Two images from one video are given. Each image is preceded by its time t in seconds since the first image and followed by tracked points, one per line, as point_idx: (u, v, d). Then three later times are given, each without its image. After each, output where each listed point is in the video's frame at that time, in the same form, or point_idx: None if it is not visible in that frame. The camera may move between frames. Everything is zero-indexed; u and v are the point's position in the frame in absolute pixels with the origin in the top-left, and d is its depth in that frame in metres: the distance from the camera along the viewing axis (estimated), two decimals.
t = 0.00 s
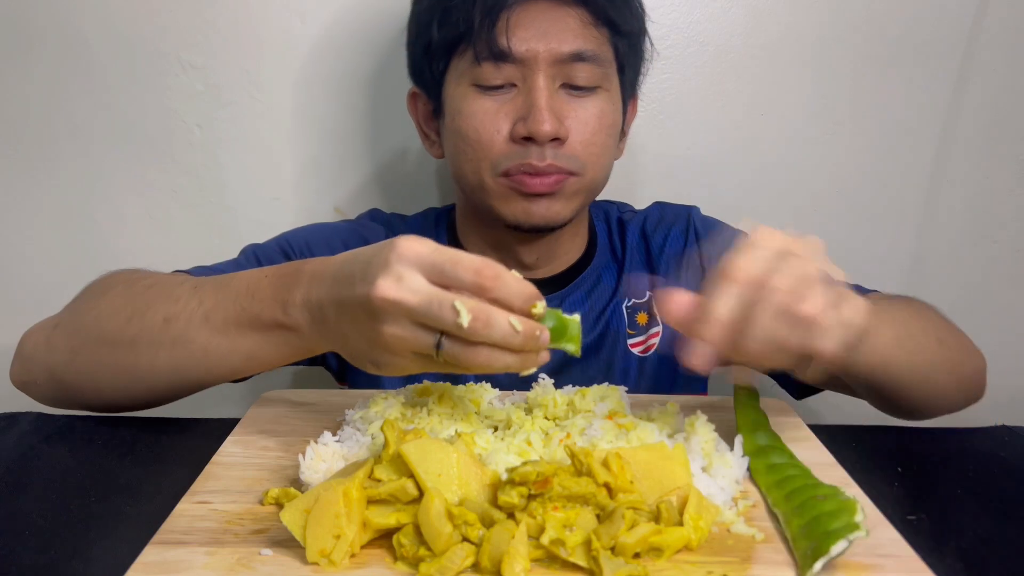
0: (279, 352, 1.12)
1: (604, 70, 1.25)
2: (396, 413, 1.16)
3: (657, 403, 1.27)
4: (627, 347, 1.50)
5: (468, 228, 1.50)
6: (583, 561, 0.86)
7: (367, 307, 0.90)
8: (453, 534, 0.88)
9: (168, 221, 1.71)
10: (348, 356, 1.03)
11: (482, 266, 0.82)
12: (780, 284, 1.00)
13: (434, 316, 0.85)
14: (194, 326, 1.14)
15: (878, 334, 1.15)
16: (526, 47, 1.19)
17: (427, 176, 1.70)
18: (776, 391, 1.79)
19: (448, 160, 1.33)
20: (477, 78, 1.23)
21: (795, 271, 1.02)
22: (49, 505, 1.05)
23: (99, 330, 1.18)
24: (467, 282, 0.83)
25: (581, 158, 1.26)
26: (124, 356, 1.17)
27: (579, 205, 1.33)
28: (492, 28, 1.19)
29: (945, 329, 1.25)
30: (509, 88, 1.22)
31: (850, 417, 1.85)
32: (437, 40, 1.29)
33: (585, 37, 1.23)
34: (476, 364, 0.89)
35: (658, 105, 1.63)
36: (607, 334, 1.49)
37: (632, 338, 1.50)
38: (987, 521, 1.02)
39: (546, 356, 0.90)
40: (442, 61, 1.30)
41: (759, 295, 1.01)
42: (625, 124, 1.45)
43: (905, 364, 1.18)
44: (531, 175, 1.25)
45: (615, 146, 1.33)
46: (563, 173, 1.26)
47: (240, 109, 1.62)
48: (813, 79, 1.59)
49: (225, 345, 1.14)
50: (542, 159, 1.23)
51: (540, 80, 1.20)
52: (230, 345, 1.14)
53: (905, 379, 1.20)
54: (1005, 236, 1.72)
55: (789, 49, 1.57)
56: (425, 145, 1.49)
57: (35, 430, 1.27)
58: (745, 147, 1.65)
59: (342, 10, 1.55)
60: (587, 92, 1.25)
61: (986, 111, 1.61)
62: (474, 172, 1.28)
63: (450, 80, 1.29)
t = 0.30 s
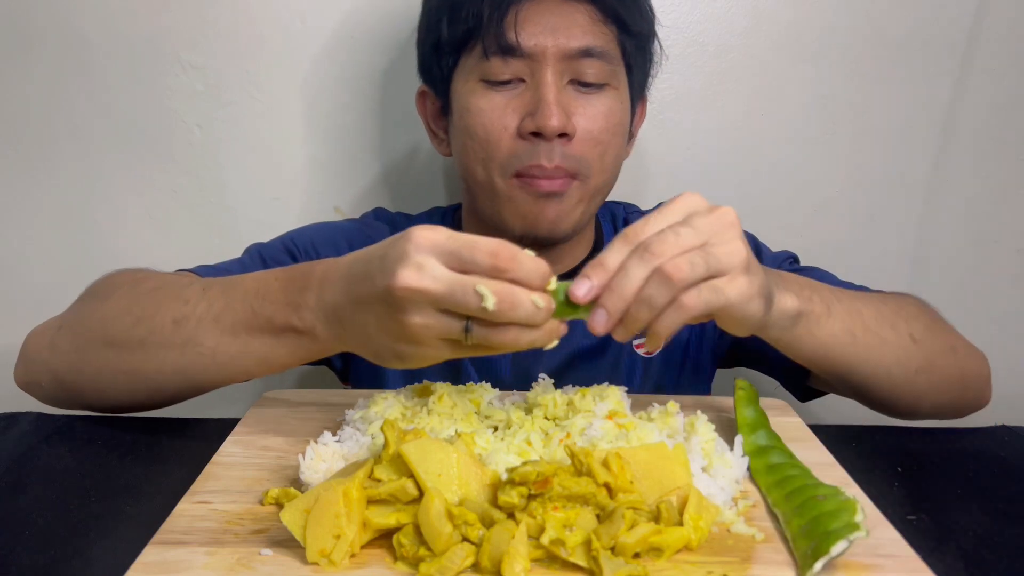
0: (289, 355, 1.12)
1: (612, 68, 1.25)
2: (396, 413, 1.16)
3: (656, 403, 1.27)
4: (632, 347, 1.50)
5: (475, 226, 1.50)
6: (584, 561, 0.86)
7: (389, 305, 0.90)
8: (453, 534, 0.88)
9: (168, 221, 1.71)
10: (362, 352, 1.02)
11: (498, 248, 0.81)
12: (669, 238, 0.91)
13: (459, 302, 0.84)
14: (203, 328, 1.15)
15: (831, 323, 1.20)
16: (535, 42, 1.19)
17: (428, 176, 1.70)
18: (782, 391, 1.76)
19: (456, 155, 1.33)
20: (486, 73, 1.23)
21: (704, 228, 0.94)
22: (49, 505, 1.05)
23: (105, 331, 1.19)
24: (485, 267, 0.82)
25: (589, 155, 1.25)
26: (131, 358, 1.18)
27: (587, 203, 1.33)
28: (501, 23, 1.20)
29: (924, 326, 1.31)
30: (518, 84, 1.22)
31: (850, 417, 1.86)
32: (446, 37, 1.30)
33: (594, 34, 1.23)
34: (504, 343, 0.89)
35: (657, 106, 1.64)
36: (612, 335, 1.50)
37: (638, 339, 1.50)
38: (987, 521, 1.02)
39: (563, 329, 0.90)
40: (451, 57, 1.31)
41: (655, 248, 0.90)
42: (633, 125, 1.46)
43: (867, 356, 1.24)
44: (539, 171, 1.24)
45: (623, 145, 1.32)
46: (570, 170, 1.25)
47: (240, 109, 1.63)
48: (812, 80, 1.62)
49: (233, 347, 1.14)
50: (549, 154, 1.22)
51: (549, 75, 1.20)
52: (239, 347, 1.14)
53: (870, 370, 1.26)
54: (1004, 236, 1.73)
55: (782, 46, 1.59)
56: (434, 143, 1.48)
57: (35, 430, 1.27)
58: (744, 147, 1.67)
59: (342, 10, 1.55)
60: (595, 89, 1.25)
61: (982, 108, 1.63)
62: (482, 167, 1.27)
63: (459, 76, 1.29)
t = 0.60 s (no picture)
0: (296, 353, 1.12)
1: (618, 72, 1.25)
2: (396, 413, 1.16)
3: (656, 403, 1.27)
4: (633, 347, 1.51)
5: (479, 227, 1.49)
6: (584, 561, 0.86)
7: (406, 289, 0.90)
8: (453, 534, 0.88)
9: (168, 221, 1.71)
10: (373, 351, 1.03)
11: (520, 239, 0.83)
12: (670, 249, 0.92)
13: (480, 284, 0.84)
14: (212, 323, 1.15)
15: (825, 332, 1.21)
16: (542, 45, 1.19)
17: (428, 176, 1.70)
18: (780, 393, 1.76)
19: (460, 157, 1.33)
20: (492, 76, 1.24)
21: (706, 241, 0.94)
22: (49, 505, 1.05)
23: (112, 328, 1.19)
24: (509, 253, 0.84)
25: (594, 159, 1.25)
26: (136, 355, 1.17)
27: (591, 205, 1.33)
28: (508, 26, 1.20)
29: (922, 333, 1.31)
30: (524, 87, 1.23)
31: (851, 417, 1.86)
32: (451, 37, 1.29)
33: (600, 38, 1.23)
34: (518, 335, 0.88)
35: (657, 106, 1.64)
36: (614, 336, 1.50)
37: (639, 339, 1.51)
38: (987, 521, 1.02)
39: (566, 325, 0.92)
40: (456, 58, 1.31)
41: (655, 259, 0.91)
42: (638, 127, 1.45)
43: (863, 367, 1.25)
44: (545, 175, 1.24)
45: (628, 150, 1.32)
46: (576, 174, 1.25)
47: (240, 109, 1.63)
48: (812, 79, 1.61)
49: (240, 344, 1.14)
50: (554, 159, 1.21)
51: (554, 79, 1.20)
52: (246, 344, 1.14)
53: (866, 379, 1.27)
54: (1004, 236, 1.73)
55: (780, 47, 1.59)
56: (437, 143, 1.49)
57: (35, 430, 1.27)
58: (744, 147, 1.67)
59: (343, 10, 1.55)
60: (601, 93, 1.25)
61: (982, 108, 1.63)
62: (487, 171, 1.28)
63: (464, 77, 1.29)
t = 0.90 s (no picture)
0: (309, 346, 1.13)
1: (622, 78, 1.25)
2: (396, 413, 1.16)
3: (656, 403, 1.27)
4: (634, 346, 1.52)
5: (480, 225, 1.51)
6: (583, 561, 0.86)
7: (418, 257, 0.91)
8: (453, 534, 0.88)
9: (168, 221, 1.71)
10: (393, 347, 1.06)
11: (528, 211, 0.85)
12: (674, 257, 0.92)
13: (490, 243, 0.85)
14: (225, 317, 1.16)
15: (812, 351, 1.25)
16: (545, 52, 1.19)
17: (428, 176, 1.70)
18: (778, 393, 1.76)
19: (462, 159, 1.34)
20: (494, 81, 1.23)
21: (711, 254, 0.94)
22: (48, 505, 1.05)
23: (122, 323, 1.19)
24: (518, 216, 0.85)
25: (596, 165, 1.26)
26: (144, 349, 1.17)
27: (592, 207, 1.34)
28: (511, 32, 1.20)
29: (914, 347, 1.34)
30: (526, 93, 1.23)
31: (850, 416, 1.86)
32: (454, 39, 1.29)
33: (604, 44, 1.22)
34: (526, 299, 0.88)
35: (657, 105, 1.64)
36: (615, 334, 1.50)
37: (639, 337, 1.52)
38: (988, 521, 1.02)
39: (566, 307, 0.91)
40: (459, 61, 1.31)
41: (657, 266, 0.92)
42: (641, 129, 1.45)
43: (849, 382, 1.29)
44: (543, 182, 1.25)
45: (630, 153, 1.33)
46: (577, 180, 1.26)
47: (240, 109, 1.63)
48: (812, 79, 1.61)
49: (252, 337, 1.15)
50: (555, 166, 1.22)
51: (557, 86, 1.20)
52: (258, 336, 1.15)
53: (854, 394, 1.30)
54: (1004, 235, 1.73)
55: (779, 46, 1.59)
56: (439, 142, 1.49)
57: (35, 430, 1.27)
58: (744, 146, 1.66)
59: (343, 10, 1.55)
60: (604, 98, 1.24)
61: (982, 107, 1.63)
62: (487, 176, 1.28)
63: (467, 80, 1.29)
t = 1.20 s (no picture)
0: (319, 339, 1.14)
1: (627, 80, 1.25)
2: (396, 413, 1.16)
3: (656, 403, 1.27)
4: (635, 345, 1.52)
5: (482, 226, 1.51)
6: (584, 561, 0.86)
7: (427, 235, 0.95)
8: (453, 534, 0.88)
9: (169, 221, 1.71)
10: (408, 337, 1.06)
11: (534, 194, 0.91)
12: (682, 260, 0.95)
13: (497, 211, 0.90)
14: (237, 309, 1.18)
15: (804, 365, 1.26)
16: (550, 54, 1.19)
17: (427, 176, 1.70)
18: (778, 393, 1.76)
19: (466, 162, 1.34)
20: (499, 84, 1.23)
21: (716, 263, 0.98)
22: (48, 505, 1.05)
23: (132, 319, 1.19)
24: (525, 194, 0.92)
25: (600, 167, 1.26)
26: (153, 344, 1.17)
27: (595, 208, 1.35)
28: (517, 34, 1.19)
29: (906, 360, 1.33)
30: (531, 95, 1.23)
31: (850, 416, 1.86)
32: (459, 40, 1.29)
33: (610, 46, 1.22)
34: (531, 267, 0.90)
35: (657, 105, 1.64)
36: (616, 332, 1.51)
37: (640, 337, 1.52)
38: (988, 521, 1.02)
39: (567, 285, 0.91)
40: (464, 62, 1.30)
41: (664, 265, 0.94)
42: (646, 129, 1.45)
43: (839, 396, 1.29)
44: (548, 184, 1.25)
45: (634, 155, 1.33)
46: (582, 183, 1.26)
47: (241, 109, 1.63)
48: (812, 79, 1.61)
49: (263, 327, 1.16)
50: (561, 169, 1.23)
51: (562, 88, 1.20)
52: (269, 327, 1.16)
53: (845, 408, 1.31)
54: (1004, 235, 1.73)
55: (779, 47, 1.59)
56: (443, 142, 1.49)
57: (35, 430, 1.27)
58: (744, 146, 1.66)
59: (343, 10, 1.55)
60: (609, 100, 1.24)
61: (983, 107, 1.63)
62: (492, 178, 1.29)
63: (471, 81, 1.29)
